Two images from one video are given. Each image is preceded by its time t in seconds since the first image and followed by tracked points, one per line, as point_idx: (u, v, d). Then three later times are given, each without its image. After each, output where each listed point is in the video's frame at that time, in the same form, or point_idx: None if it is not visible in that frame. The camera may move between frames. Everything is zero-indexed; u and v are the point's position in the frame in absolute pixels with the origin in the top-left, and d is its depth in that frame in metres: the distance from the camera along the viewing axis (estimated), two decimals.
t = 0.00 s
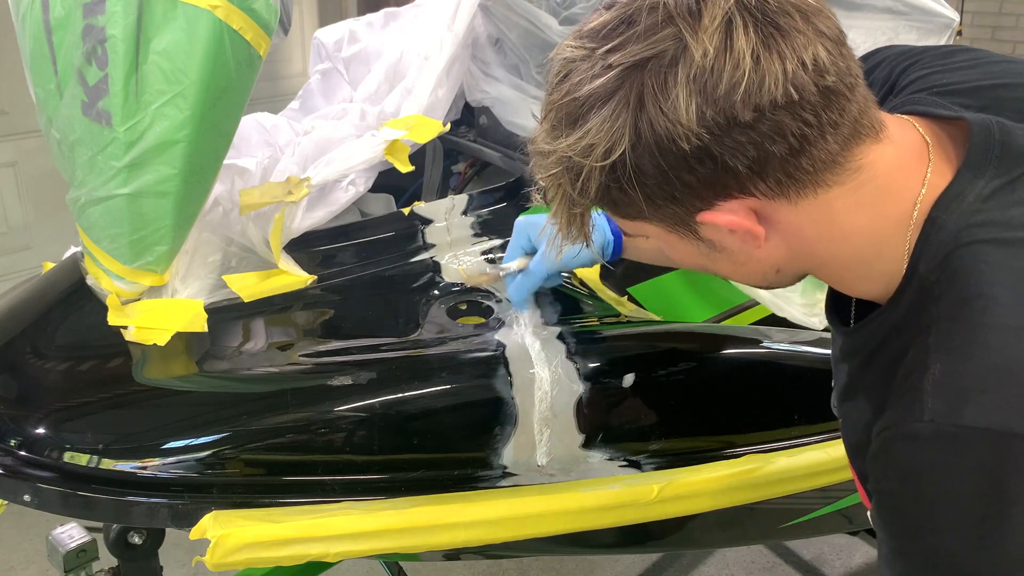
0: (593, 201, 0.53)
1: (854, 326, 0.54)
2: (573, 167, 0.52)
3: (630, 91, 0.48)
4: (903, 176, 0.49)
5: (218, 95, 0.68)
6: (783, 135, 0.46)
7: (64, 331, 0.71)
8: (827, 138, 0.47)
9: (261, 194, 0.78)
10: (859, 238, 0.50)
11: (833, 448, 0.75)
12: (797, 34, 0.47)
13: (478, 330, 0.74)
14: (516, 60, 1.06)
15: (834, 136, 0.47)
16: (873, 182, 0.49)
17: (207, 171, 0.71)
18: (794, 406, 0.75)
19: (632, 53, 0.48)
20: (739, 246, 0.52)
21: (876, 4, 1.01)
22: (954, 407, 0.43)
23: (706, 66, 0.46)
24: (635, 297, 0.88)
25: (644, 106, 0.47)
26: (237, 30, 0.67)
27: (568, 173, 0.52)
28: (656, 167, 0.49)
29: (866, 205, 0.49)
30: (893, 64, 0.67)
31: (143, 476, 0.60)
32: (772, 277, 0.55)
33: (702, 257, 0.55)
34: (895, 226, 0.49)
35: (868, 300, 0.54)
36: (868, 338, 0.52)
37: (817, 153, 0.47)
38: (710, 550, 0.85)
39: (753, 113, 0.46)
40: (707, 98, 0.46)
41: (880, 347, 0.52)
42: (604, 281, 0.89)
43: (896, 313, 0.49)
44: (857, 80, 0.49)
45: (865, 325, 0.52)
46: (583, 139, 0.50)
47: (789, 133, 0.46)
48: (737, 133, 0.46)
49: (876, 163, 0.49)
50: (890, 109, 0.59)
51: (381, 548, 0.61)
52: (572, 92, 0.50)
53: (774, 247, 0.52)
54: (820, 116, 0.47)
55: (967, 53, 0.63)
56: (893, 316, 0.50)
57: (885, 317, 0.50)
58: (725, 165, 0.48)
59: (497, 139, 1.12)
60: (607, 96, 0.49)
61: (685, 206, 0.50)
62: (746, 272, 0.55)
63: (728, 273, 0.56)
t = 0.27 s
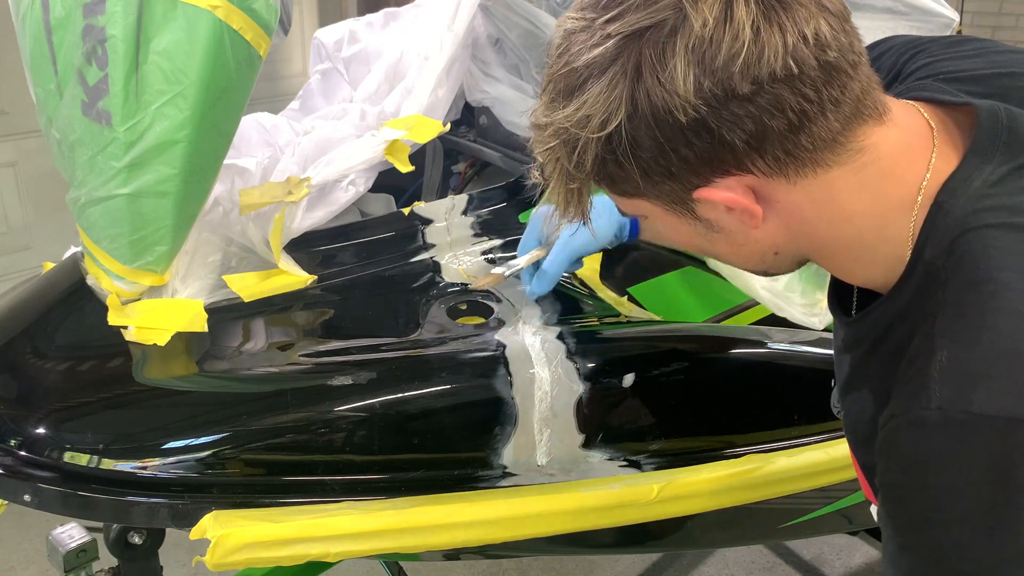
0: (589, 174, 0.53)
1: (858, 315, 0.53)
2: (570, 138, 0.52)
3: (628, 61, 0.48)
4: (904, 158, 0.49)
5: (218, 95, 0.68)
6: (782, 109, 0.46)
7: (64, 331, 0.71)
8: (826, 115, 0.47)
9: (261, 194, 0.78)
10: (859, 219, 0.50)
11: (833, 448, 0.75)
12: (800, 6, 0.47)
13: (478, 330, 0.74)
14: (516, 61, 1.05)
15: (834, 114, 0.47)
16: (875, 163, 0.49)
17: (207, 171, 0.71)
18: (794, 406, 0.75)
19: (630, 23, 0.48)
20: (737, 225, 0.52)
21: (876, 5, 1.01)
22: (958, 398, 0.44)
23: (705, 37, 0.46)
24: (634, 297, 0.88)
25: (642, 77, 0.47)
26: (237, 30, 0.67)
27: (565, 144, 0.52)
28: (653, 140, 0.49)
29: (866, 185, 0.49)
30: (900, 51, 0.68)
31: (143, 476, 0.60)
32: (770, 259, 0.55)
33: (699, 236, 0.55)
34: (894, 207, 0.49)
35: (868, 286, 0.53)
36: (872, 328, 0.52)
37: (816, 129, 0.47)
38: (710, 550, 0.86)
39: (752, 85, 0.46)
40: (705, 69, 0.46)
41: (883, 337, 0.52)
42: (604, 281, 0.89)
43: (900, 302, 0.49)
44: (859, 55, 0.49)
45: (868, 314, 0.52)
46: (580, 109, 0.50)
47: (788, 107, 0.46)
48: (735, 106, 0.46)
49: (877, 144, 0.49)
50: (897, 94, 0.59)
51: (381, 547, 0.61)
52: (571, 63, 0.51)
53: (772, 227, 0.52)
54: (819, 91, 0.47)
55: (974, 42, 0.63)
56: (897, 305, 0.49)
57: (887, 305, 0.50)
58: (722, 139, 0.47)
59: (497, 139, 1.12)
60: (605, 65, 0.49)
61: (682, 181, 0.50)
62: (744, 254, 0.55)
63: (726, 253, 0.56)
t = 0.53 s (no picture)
0: (577, 137, 0.53)
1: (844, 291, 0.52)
2: (557, 100, 0.51)
3: (616, 19, 0.48)
4: (896, 124, 0.48)
5: (218, 95, 0.68)
6: (768, 67, 0.46)
7: (64, 331, 0.71)
8: (814, 77, 0.46)
9: (261, 194, 0.78)
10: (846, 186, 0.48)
11: (833, 448, 0.75)
12: None
13: (478, 329, 0.74)
14: (516, 61, 1.05)
15: (822, 76, 0.46)
16: (864, 128, 0.48)
17: (207, 171, 0.71)
18: (794, 406, 0.75)
19: None
20: (724, 191, 0.51)
21: (875, 5, 1.00)
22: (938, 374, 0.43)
23: None
24: (635, 297, 0.88)
25: (629, 34, 0.47)
26: (237, 30, 0.67)
27: (552, 106, 0.52)
28: (640, 100, 0.49)
29: (856, 152, 0.48)
30: (898, 33, 0.67)
31: (142, 476, 0.60)
32: (760, 231, 0.54)
33: (688, 204, 0.54)
34: (884, 174, 0.48)
35: (857, 262, 0.52)
36: (856, 303, 0.51)
37: (804, 90, 0.46)
38: (710, 549, 0.85)
39: (737, 42, 0.45)
40: (691, 26, 0.46)
41: (869, 314, 0.51)
42: (604, 281, 0.89)
43: (884, 279, 0.48)
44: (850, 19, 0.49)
45: (853, 290, 0.51)
46: (567, 68, 0.50)
47: (774, 66, 0.46)
48: (720, 63, 0.46)
49: (868, 110, 0.48)
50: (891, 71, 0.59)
51: (381, 547, 0.61)
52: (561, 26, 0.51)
53: (759, 194, 0.51)
54: (807, 51, 0.46)
55: (972, 25, 0.62)
56: (881, 281, 0.48)
57: (873, 281, 0.49)
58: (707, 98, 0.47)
59: (498, 139, 1.12)
60: (593, 24, 0.49)
61: (668, 143, 0.50)
62: (732, 224, 0.54)
63: (715, 224, 0.55)
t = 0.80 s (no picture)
0: (565, 123, 0.53)
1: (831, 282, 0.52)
2: (545, 85, 0.52)
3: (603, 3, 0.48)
4: (884, 113, 0.48)
5: (218, 95, 0.68)
6: (753, 53, 0.46)
7: (64, 331, 0.71)
8: (800, 63, 0.46)
9: (261, 194, 0.78)
10: (833, 175, 0.48)
11: (834, 448, 0.75)
12: None
13: (478, 329, 0.74)
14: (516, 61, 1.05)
15: (808, 63, 0.46)
16: (852, 117, 0.47)
17: (207, 171, 0.71)
18: (794, 406, 0.75)
19: None
20: (711, 179, 0.51)
21: (876, 4, 0.99)
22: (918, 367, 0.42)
23: None
24: (634, 297, 0.88)
25: (616, 19, 0.47)
26: (237, 30, 0.67)
27: (540, 90, 0.52)
28: (626, 85, 0.49)
29: (843, 141, 0.47)
30: (887, 31, 0.67)
31: (142, 476, 0.60)
32: (748, 221, 0.54)
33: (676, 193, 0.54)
34: (871, 164, 0.47)
35: (845, 254, 0.51)
36: (843, 295, 0.50)
37: (790, 76, 0.46)
38: (710, 549, 0.85)
39: (723, 27, 0.45)
40: (677, 10, 0.46)
41: (854, 307, 0.50)
42: (604, 281, 0.89)
43: (868, 270, 0.47)
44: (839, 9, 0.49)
45: (840, 281, 0.50)
46: (555, 52, 0.50)
47: (759, 51, 0.46)
48: (705, 47, 0.46)
49: (856, 98, 0.48)
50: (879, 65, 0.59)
51: (381, 547, 0.61)
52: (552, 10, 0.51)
53: (746, 183, 0.51)
54: (794, 37, 0.46)
55: (964, 23, 0.62)
56: (866, 272, 0.48)
57: (858, 271, 0.48)
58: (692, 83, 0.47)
59: (498, 139, 1.12)
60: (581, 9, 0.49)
61: (654, 129, 0.50)
62: (720, 214, 0.54)
63: (703, 213, 0.55)
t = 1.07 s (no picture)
0: (571, 109, 0.53)
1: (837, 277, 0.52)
2: (550, 69, 0.52)
3: None
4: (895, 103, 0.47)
5: (218, 95, 0.68)
6: (763, 39, 0.46)
7: (65, 331, 0.71)
8: (810, 50, 0.46)
9: (261, 194, 0.78)
10: (842, 164, 0.48)
11: (833, 449, 0.75)
12: None
13: (478, 329, 0.74)
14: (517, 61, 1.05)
15: (820, 49, 0.46)
16: (863, 105, 0.47)
17: (207, 171, 0.71)
18: (794, 406, 0.75)
19: None
20: (717, 168, 0.51)
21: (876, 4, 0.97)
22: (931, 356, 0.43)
23: None
24: (635, 297, 0.88)
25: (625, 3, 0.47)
26: (237, 30, 0.67)
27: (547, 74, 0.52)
28: (634, 70, 0.48)
29: (853, 129, 0.47)
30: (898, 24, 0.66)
31: (143, 476, 0.60)
32: (756, 213, 0.54)
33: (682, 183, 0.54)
34: (882, 154, 0.47)
35: (853, 248, 0.51)
36: (850, 289, 0.50)
37: (800, 62, 0.46)
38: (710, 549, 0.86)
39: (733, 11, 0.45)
40: None
41: (862, 302, 0.50)
42: (604, 281, 0.89)
43: (876, 264, 0.47)
44: None
45: (847, 275, 0.50)
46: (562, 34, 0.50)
47: (769, 37, 0.46)
48: (714, 32, 0.46)
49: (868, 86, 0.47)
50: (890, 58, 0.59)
51: (381, 547, 0.61)
52: None
53: (752, 172, 0.50)
54: (805, 23, 0.46)
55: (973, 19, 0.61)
56: (872, 266, 0.48)
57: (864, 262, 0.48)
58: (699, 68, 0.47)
59: (498, 139, 1.12)
60: None
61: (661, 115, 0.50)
62: (726, 204, 0.53)
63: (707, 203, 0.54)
